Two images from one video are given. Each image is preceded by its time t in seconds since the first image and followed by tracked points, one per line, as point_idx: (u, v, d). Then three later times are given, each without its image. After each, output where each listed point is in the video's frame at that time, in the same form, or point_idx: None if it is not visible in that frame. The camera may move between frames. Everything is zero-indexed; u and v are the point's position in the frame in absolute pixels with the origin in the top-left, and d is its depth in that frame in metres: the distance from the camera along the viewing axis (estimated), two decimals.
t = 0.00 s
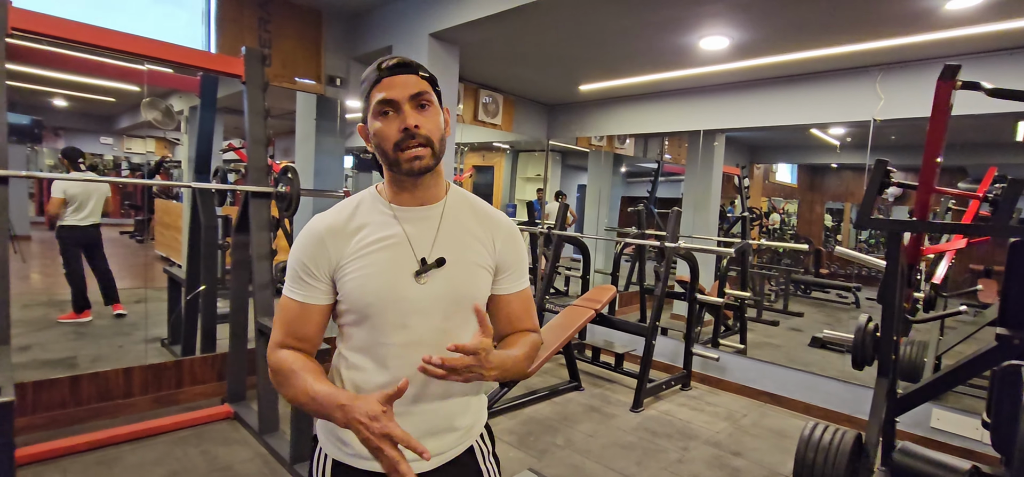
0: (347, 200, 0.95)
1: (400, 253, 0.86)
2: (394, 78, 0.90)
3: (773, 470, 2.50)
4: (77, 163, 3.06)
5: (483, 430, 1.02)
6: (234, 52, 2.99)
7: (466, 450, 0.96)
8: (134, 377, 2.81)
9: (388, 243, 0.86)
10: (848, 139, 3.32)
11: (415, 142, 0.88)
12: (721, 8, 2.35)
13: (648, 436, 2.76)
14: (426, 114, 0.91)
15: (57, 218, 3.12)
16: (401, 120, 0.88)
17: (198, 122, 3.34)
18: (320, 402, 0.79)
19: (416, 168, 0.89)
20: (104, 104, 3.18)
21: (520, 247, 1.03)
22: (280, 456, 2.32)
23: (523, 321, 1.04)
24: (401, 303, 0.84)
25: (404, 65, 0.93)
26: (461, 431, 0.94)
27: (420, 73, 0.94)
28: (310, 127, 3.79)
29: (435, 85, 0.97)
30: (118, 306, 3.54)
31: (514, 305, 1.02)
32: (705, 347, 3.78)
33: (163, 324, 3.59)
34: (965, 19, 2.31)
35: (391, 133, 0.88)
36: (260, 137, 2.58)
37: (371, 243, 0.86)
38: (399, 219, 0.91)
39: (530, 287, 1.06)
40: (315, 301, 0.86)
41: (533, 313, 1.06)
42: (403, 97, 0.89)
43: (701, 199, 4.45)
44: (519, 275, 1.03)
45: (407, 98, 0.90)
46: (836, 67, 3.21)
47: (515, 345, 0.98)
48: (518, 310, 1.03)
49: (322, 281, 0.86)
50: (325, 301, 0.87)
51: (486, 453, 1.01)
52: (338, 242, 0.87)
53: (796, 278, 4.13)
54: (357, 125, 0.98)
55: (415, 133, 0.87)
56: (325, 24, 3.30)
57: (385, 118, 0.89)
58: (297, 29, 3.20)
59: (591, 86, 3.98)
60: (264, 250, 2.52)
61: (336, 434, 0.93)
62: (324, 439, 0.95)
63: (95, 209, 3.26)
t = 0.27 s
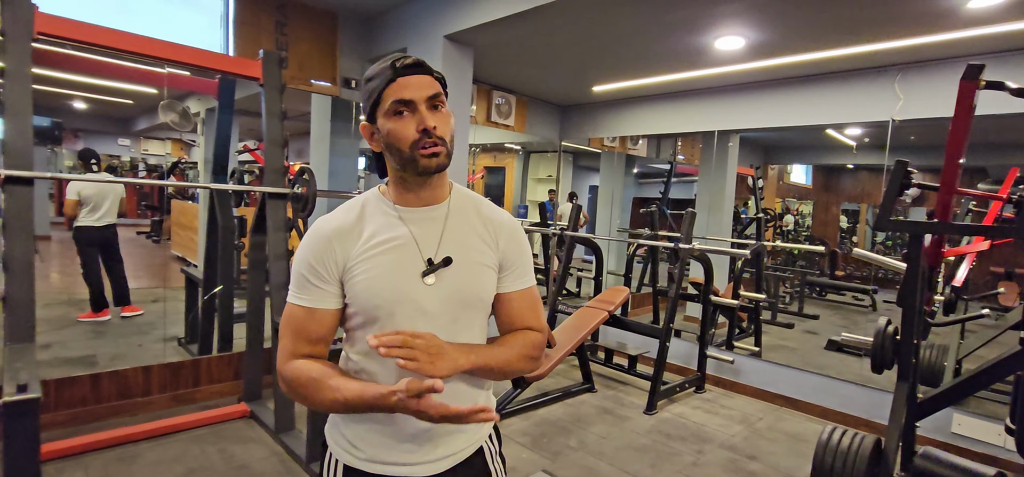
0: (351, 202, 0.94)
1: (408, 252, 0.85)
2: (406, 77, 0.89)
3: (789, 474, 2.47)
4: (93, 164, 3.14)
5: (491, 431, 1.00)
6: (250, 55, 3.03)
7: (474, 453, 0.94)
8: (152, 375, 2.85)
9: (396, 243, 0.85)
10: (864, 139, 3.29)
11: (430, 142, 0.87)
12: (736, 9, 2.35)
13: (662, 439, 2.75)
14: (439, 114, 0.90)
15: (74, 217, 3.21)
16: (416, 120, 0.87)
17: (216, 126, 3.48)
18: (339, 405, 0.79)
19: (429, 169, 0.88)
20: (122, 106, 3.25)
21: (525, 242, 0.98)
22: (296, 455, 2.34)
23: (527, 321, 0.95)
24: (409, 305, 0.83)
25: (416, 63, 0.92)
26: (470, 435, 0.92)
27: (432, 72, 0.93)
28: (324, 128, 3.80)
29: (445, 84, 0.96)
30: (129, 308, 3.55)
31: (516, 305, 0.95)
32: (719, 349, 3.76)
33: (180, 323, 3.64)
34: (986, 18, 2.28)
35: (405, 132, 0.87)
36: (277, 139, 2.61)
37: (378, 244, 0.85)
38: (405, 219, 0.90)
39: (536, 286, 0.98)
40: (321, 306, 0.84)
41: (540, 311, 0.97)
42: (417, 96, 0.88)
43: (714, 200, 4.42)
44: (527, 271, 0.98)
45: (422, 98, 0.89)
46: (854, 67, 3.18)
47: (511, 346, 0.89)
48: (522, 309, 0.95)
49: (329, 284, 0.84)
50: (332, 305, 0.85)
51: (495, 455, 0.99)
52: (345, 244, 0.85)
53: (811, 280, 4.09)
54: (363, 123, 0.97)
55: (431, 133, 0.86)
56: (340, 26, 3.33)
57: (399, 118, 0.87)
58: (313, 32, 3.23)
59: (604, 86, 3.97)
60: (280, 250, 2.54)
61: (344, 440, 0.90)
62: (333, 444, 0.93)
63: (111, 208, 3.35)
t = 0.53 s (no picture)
0: (354, 202, 0.93)
1: (418, 252, 0.85)
2: (407, 72, 0.90)
3: None
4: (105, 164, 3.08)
5: (501, 429, 1.01)
6: (264, 56, 3.06)
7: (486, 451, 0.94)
8: (167, 373, 2.88)
9: (405, 242, 0.85)
10: (878, 139, 3.26)
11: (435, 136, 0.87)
12: (749, 8, 2.33)
13: (673, 441, 2.73)
14: (442, 108, 0.91)
15: (88, 217, 3.20)
16: (420, 113, 0.88)
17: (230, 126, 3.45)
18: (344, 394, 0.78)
19: (435, 162, 0.88)
20: (138, 107, 3.29)
21: (529, 239, 1.01)
22: (309, 452, 2.36)
23: (535, 314, 1.00)
24: (421, 304, 0.82)
25: (416, 58, 0.93)
26: (481, 434, 0.92)
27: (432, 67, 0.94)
28: (336, 128, 3.81)
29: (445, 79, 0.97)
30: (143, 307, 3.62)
31: (526, 300, 0.99)
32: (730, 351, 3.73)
33: (194, 321, 3.68)
34: (1006, 16, 2.24)
35: (409, 127, 0.87)
36: (290, 139, 2.63)
37: (387, 244, 0.84)
38: (412, 219, 0.90)
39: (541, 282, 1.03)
40: (330, 308, 0.83)
41: (546, 305, 1.02)
42: (419, 91, 0.89)
43: (726, 200, 4.40)
44: (531, 267, 1.01)
45: (425, 92, 0.90)
46: (870, 66, 3.15)
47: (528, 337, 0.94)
48: (530, 304, 0.99)
49: (337, 287, 0.83)
50: (341, 308, 0.84)
51: (505, 454, 0.99)
52: (353, 245, 0.84)
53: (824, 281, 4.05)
54: (364, 121, 0.97)
55: (435, 125, 0.86)
56: (352, 27, 3.35)
57: (402, 113, 0.88)
58: (326, 32, 3.25)
59: (615, 86, 3.95)
60: (293, 249, 2.57)
61: (356, 443, 0.90)
62: (346, 448, 0.92)
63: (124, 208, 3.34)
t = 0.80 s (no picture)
0: (358, 208, 0.93)
1: (426, 256, 0.86)
2: (409, 77, 0.90)
3: None
4: (111, 165, 3.14)
5: (515, 426, 1.01)
6: (273, 58, 3.08)
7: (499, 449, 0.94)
8: (177, 372, 2.91)
9: (411, 247, 0.86)
10: (888, 141, 3.24)
11: (438, 142, 0.88)
12: (759, 10, 2.32)
13: (681, 443, 2.73)
14: (444, 112, 0.91)
15: (97, 218, 3.29)
16: (422, 119, 0.88)
17: (239, 127, 3.52)
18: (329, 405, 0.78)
19: (439, 168, 0.89)
20: (147, 108, 3.29)
21: (536, 236, 1.02)
22: (317, 452, 2.37)
23: (545, 307, 1.05)
24: (431, 308, 0.83)
25: (417, 61, 0.93)
26: (493, 432, 0.92)
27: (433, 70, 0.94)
28: (344, 129, 3.84)
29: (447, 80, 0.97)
30: (153, 306, 3.62)
31: (537, 294, 1.03)
32: (738, 353, 3.72)
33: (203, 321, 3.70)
34: (1018, 17, 2.23)
35: (413, 134, 0.88)
36: (299, 140, 2.64)
37: (393, 251, 0.85)
38: (420, 223, 0.90)
39: (550, 277, 1.06)
40: (338, 316, 0.84)
41: (556, 298, 1.07)
42: (421, 97, 0.90)
43: (734, 201, 4.37)
44: (539, 264, 1.02)
45: (427, 96, 0.90)
46: (879, 67, 3.14)
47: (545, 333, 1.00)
48: (540, 298, 1.04)
49: (344, 295, 0.84)
50: (349, 315, 0.85)
51: (520, 450, 1.00)
52: (359, 253, 0.84)
53: (832, 283, 4.03)
54: (366, 126, 0.97)
55: (438, 131, 0.87)
56: (360, 28, 3.37)
57: (405, 121, 0.89)
58: (334, 34, 3.27)
59: (622, 87, 3.95)
60: (302, 249, 2.58)
61: (371, 442, 0.91)
62: (362, 447, 0.93)
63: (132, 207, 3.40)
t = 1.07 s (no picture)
0: (370, 216, 0.93)
1: (440, 261, 0.86)
2: (409, 84, 0.87)
3: None
4: (114, 165, 3.08)
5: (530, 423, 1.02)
6: (278, 58, 3.09)
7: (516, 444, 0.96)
8: (182, 371, 2.92)
9: (426, 253, 0.86)
10: (890, 142, 3.23)
11: (445, 149, 0.86)
12: (765, 10, 2.32)
13: (684, 443, 2.73)
14: (448, 117, 0.90)
15: (106, 218, 3.28)
16: (426, 127, 0.86)
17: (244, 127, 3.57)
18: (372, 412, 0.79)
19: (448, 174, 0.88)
20: (151, 107, 3.26)
21: (547, 230, 1.02)
22: (320, 451, 2.38)
23: (556, 304, 1.04)
24: (446, 313, 0.84)
25: (416, 66, 0.91)
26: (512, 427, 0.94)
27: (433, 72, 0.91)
28: (348, 130, 3.85)
29: (448, 81, 0.95)
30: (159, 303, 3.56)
31: (548, 292, 1.02)
32: (740, 354, 3.72)
33: (207, 320, 3.72)
34: None
35: (418, 144, 0.87)
36: (304, 140, 2.65)
37: (407, 258, 0.85)
38: (431, 226, 0.90)
39: (562, 272, 1.05)
40: (359, 326, 0.85)
41: (568, 294, 1.06)
42: (424, 104, 0.87)
43: (737, 203, 4.34)
44: (552, 259, 1.02)
45: (429, 102, 0.88)
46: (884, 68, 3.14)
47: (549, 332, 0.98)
48: (552, 296, 1.03)
49: (362, 305, 0.85)
50: (369, 324, 0.86)
51: (536, 446, 1.01)
52: (372, 261, 0.85)
53: (835, 284, 4.02)
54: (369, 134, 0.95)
55: (444, 138, 0.86)
56: (365, 29, 3.38)
57: (410, 131, 0.87)
58: (338, 34, 3.28)
59: (626, 88, 3.94)
60: (307, 249, 2.59)
61: (393, 442, 0.93)
62: (384, 447, 0.95)
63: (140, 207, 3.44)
